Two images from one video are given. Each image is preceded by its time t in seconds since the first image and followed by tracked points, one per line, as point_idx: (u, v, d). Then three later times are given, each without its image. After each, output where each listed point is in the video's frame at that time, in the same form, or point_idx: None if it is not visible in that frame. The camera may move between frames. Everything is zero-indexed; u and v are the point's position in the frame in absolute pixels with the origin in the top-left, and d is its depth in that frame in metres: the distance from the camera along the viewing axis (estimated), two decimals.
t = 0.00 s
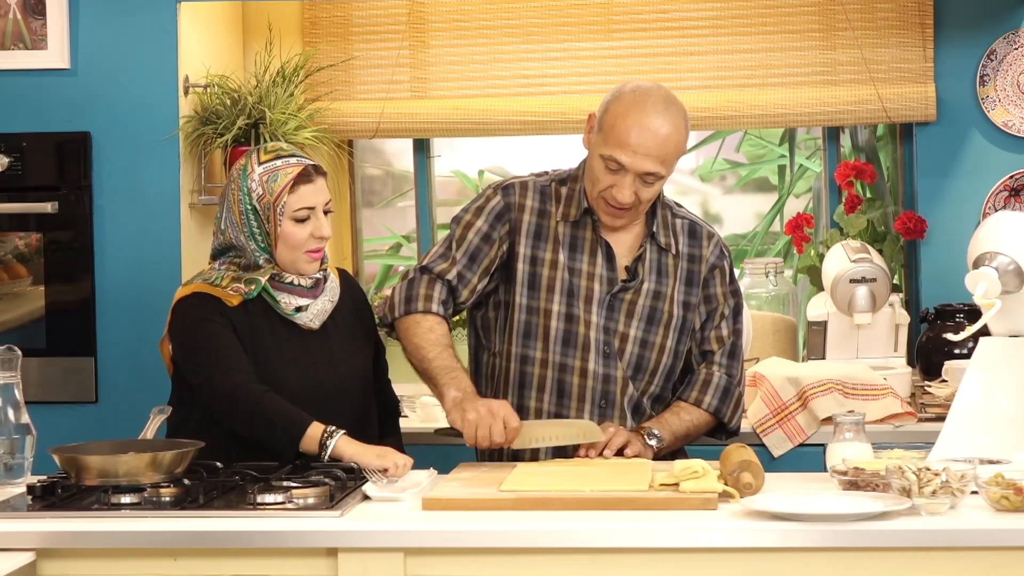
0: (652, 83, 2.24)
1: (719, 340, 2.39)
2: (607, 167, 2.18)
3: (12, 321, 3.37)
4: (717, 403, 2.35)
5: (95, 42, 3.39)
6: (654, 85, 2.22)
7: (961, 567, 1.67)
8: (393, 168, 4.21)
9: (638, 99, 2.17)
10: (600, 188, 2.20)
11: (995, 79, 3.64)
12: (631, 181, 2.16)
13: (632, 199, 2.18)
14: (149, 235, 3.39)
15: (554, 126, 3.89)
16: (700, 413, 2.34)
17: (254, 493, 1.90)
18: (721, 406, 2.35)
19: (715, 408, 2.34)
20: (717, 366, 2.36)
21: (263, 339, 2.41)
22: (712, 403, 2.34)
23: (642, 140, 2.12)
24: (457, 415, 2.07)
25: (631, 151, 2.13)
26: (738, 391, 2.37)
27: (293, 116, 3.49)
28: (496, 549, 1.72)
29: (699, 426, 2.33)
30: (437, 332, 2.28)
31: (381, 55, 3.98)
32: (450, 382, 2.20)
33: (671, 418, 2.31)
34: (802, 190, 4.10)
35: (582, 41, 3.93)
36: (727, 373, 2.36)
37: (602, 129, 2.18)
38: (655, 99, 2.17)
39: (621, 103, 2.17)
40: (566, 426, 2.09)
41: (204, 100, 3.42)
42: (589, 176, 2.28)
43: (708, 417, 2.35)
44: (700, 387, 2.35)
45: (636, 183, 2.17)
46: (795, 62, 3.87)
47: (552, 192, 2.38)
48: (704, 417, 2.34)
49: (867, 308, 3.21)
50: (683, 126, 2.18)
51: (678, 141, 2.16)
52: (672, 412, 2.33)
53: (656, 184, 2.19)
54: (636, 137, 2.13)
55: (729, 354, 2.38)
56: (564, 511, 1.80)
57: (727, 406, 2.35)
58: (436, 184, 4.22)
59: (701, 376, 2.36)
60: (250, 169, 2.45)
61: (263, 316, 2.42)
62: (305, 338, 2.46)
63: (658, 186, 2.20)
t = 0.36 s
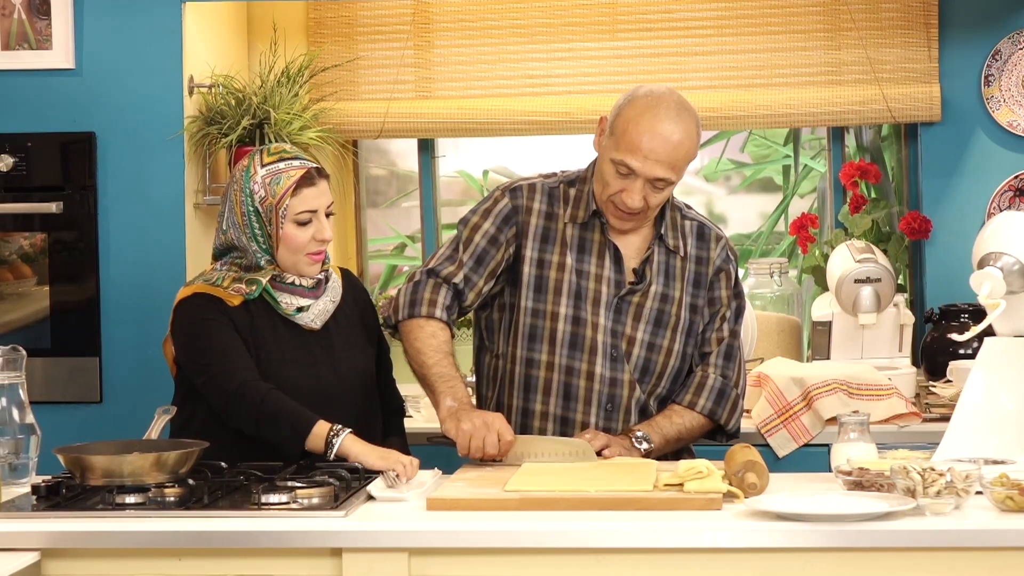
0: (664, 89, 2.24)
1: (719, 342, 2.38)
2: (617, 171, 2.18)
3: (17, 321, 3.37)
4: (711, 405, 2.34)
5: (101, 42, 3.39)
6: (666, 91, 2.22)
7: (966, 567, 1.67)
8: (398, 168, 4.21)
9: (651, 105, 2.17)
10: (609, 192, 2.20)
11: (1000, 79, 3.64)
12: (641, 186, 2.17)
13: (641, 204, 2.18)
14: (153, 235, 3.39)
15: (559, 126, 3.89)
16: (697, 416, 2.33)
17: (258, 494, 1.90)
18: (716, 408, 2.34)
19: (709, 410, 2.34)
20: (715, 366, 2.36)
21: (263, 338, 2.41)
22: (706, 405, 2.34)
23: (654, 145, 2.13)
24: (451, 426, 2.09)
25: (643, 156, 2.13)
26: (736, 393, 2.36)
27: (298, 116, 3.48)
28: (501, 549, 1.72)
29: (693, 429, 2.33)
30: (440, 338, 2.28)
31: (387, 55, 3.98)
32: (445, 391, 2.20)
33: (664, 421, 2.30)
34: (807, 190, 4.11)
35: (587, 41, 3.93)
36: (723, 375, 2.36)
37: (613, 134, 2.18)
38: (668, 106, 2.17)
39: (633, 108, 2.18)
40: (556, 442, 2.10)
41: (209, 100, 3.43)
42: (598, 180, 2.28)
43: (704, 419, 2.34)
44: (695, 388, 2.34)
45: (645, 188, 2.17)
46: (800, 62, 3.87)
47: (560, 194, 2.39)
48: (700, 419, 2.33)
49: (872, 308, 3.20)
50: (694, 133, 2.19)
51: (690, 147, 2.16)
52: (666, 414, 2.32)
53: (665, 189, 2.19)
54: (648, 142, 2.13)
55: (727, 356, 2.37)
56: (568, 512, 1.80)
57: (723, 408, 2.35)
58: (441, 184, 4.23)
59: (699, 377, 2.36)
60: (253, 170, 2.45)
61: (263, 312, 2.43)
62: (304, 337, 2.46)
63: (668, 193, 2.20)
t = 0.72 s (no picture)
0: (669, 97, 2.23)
1: (723, 345, 2.38)
2: (620, 181, 2.18)
3: (18, 321, 3.37)
4: (713, 407, 2.34)
5: (104, 42, 3.39)
6: (670, 99, 2.21)
7: (968, 567, 1.67)
8: (399, 168, 4.21)
9: (655, 115, 2.16)
10: (612, 201, 2.21)
11: (1002, 79, 3.65)
12: (644, 197, 2.17)
13: (644, 214, 2.18)
14: (153, 236, 3.39)
15: (560, 126, 3.90)
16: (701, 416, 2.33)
17: (260, 494, 1.90)
18: (718, 410, 2.34)
19: (711, 411, 2.34)
20: (718, 369, 2.36)
21: (256, 339, 2.40)
22: (709, 407, 2.34)
23: (658, 156, 2.12)
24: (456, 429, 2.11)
25: (646, 167, 2.13)
26: (739, 395, 2.36)
27: (300, 116, 3.48)
28: (502, 549, 1.72)
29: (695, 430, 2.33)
30: (451, 333, 2.27)
31: (388, 55, 3.98)
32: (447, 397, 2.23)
33: (664, 421, 2.31)
34: (809, 190, 4.11)
35: (589, 41, 3.93)
36: (726, 376, 2.36)
37: (617, 143, 2.18)
38: (671, 115, 2.16)
39: (637, 118, 2.17)
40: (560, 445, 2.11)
41: (211, 100, 3.43)
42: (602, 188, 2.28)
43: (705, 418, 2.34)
44: (697, 390, 2.35)
45: (648, 199, 2.17)
46: (802, 62, 3.87)
47: (573, 189, 2.39)
48: (702, 421, 2.34)
49: (874, 307, 3.21)
50: (698, 143, 2.18)
51: (693, 158, 2.16)
52: (668, 415, 2.33)
53: (668, 199, 2.19)
54: (651, 153, 2.13)
55: (730, 357, 2.37)
56: (569, 512, 1.80)
57: (724, 409, 2.35)
58: (442, 184, 4.23)
59: (702, 378, 2.36)
60: (250, 171, 2.46)
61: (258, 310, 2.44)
62: (303, 338, 2.46)
63: (671, 202, 2.20)
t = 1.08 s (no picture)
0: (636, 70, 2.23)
1: (741, 323, 2.31)
2: (603, 152, 2.15)
3: (19, 321, 3.37)
4: (745, 384, 2.27)
5: (104, 41, 3.39)
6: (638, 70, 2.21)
7: (969, 567, 1.67)
8: (400, 168, 4.22)
9: (625, 83, 2.16)
10: (600, 177, 2.17)
11: (1003, 79, 3.64)
12: (631, 163, 2.13)
13: (634, 180, 2.14)
14: (152, 236, 3.39)
15: (561, 127, 3.90)
16: (732, 400, 2.27)
17: (261, 494, 1.90)
18: (750, 386, 2.27)
19: (744, 389, 2.27)
20: (741, 343, 2.30)
21: (246, 340, 2.42)
22: (740, 385, 2.27)
23: (635, 117, 2.11)
24: (454, 414, 1.99)
25: (624, 129, 2.11)
26: (769, 367, 2.29)
27: (301, 116, 3.48)
28: (502, 549, 1.72)
29: (728, 412, 2.26)
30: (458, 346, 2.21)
31: (388, 55, 3.98)
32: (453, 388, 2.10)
33: (702, 408, 2.25)
34: (809, 190, 4.10)
35: (589, 41, 3.94)
36: (752, 353, 2.29)
37: (593, 118, 2.17)
38: (642, 80, 2.16)
39: (609, 90, 2.16)
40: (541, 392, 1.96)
41: (211, 100, 3.44)
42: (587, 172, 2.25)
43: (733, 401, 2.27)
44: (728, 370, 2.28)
45: (636, 164, 2.13)
46: (802, 62, 3.87)
47: (554, 190, 2.34)
48: (735, 400, 2.27)
49: (874, 308, 3.21)
50: (673, 103, 2.16)
51: (669, 115, 2.14)
52: (704, 401, 2.27)
53: (656, 163, 2.15)
54: (628, 117, 2.11)
55: (752, 334, 2.31)
56: (570, 512, 1.80)
57: (756, 387, 2.27)
58: (443, 184, 4.23)
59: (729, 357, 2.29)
60: (243, 169, 2.48)
61: (244, 309, 2.44)
62: (295, 338, 2.45)
63: (659, 167, 2.16)
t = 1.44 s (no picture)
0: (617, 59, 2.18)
1: (770, 297, 2.21)
2: (601, 140, 2.09)
3: (19, 321, 3.37)
4: (783, 348, 2.14)
5: (104, 41, 3.39)
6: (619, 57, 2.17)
7: (971, 567, 1.67)
8: (401, 168, 4.22)
9: (610, 67, 2.10)
10: (602, 166, 2.10)
11: (1004, 79, 3.65)
12: (632, 144, 2.06)
13: (638, 161, 2.07)
14: (153, 236, 3.39)
15: (561, 127, 3.90)
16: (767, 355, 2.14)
17: (261, 493, 1.90)
18: (785, 350, 2.15)
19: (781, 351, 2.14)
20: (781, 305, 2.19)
21: (244, 341, 2.42)
22: (778, 345, 2.14)
23: (626, 97, 2.05)
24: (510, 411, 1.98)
25: (617, 112, 2.05)
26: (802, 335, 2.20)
27: (301, 116, 3.48)
28: (503, 549, 1.72)
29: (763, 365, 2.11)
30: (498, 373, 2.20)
31: (389, 55, 3.98)
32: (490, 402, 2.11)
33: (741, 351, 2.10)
34: (810, 190, 4.09)
35: (589, 41, 3.94)
36: (791, 321, 2.17)
37: (584, 108, 2.11)
38: (626, 62, 2.10)
39: (594, 77, 2.11)
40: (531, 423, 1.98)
41: (212, 100, 3.44)
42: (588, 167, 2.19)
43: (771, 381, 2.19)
44: (765, 330, 2.16)
45: (637, 144, 2.07)
46: (802, 62, 3.87)
47: (555, 199, 2.29)
48: (770, 357, 2.13)
49: (874, 308, 3.21)
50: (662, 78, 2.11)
51: (660, 90, 2.08)
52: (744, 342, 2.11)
53: (656, 141, 2.08)
54: (618, 98, 2.06)
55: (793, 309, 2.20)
56: (570, 512, 1.80)
57: (789, 356, 2.16)
58: (443, 184, 4.23)
59: (763, 321, 2.18)
60: (238, 173, 2.49)
61: (240, 308, 2.45)
62: (292, 337, 2.45)
63: (660, 146, 2.09)
